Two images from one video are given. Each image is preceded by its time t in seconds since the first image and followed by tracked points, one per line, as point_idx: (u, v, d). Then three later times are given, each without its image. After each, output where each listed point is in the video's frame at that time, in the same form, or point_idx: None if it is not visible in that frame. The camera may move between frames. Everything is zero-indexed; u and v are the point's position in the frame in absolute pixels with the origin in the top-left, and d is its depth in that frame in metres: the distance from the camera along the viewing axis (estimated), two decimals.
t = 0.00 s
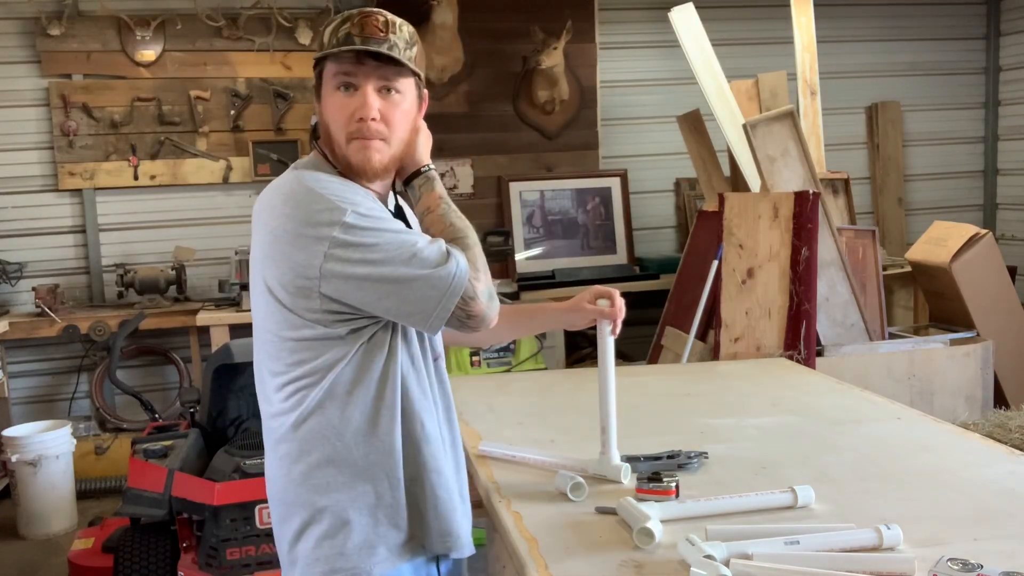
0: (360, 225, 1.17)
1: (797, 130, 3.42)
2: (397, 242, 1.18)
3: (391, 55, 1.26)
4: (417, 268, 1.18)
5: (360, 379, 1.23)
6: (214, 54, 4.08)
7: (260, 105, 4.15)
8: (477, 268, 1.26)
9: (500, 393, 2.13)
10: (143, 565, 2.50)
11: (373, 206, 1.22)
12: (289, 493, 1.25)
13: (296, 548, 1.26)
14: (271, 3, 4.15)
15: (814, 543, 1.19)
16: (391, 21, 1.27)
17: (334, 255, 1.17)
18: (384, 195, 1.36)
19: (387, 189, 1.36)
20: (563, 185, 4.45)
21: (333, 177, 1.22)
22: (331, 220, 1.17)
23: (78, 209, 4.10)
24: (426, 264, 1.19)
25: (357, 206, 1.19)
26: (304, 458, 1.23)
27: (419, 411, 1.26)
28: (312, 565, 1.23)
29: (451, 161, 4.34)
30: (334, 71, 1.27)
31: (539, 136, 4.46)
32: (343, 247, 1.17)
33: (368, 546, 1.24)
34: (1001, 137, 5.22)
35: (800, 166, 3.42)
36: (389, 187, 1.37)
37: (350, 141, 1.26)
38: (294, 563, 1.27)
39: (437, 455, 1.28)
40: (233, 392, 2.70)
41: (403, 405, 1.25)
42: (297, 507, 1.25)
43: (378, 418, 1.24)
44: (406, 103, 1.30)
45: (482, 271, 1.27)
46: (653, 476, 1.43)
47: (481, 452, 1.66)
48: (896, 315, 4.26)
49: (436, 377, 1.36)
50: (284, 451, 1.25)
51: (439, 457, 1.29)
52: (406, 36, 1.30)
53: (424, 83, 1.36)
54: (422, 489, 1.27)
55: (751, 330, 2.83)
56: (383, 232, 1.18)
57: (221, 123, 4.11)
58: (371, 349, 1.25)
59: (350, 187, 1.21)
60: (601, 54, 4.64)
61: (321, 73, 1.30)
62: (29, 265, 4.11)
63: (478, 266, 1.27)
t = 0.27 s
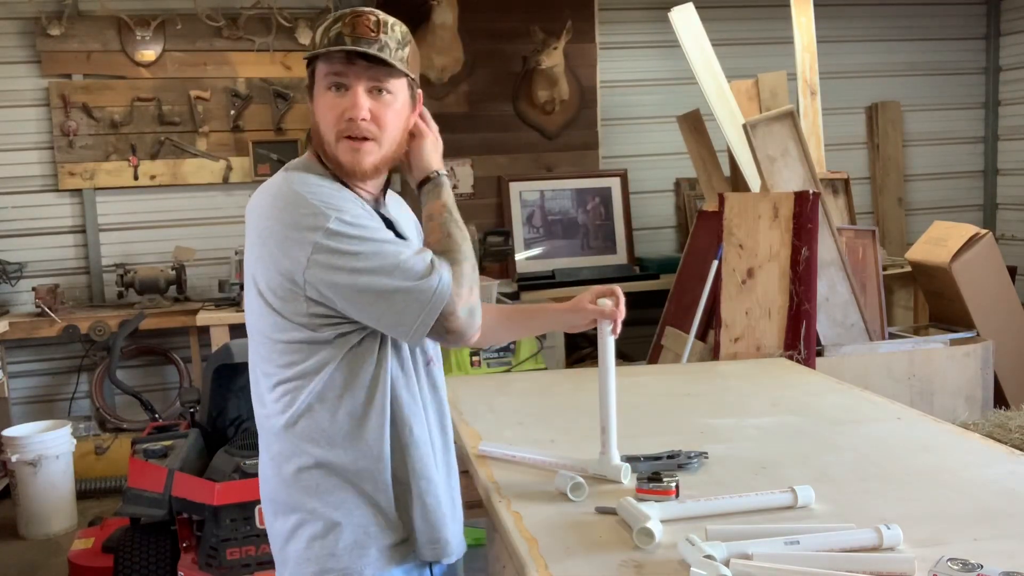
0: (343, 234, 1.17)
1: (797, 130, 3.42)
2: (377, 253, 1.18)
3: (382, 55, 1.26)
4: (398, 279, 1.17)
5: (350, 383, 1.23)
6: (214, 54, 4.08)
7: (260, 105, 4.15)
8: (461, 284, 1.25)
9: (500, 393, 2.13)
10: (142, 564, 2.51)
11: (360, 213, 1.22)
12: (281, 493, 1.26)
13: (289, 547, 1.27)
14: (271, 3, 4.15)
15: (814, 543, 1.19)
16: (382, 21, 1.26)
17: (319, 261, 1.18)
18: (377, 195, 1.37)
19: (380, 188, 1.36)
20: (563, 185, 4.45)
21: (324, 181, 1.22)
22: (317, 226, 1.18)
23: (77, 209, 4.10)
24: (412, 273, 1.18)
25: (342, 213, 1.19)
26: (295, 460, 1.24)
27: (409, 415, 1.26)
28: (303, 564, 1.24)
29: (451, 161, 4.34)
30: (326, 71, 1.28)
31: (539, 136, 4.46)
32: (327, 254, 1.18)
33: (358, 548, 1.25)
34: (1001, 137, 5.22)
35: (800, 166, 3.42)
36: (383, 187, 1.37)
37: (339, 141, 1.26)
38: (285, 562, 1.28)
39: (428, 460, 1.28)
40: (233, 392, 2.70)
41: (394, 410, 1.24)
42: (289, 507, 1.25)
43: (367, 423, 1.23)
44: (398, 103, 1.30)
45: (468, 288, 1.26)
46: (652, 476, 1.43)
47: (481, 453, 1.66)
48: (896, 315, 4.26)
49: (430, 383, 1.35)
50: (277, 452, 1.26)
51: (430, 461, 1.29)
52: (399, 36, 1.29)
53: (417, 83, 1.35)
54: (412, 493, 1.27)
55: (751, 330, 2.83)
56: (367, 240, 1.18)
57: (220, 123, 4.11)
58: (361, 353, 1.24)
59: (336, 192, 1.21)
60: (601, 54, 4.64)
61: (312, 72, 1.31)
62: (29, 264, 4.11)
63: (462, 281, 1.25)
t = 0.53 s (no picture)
0: (294, 282, 1.11)
1: (797, 130, 3.42)
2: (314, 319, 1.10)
3: (389, 51, 1.26)
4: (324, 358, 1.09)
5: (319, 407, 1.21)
6: (214, 54, 4.08)
7: (260, 105, 4.15)
8: (394, 394, 1.09)
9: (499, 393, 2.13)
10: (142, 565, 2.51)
11: (323, 251, 1.15)
12: (277, 495, 1.27)
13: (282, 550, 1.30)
14: (271, 2, 4.15)
15: (814, 543, 1.19)
16: (387, 18, 1.27)
17: (271, 300, 1.13)
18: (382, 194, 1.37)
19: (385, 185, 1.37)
20: (563, 185, 4.45)
21: (298, 202, 1.17)
22: (274, 261, 1.13)
23: (77, 209, 4.10)
24: (336, 358, 1.10)
25: (291, 259, 1.13)
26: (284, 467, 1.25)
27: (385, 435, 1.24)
28: (299, 565, 1.25)
29: (451, 161, 4.34)
30: (332, 68, 1.27)
31: (540, 136, 4.46)
32: (277, 297, 1.12)
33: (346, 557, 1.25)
34: (1000, 137, 5.22)
35: (800, 166, 3.42)
36: (387, 188, 1.37)
37: (348, 139, 1.26)
38: (281, 562, 1.29)
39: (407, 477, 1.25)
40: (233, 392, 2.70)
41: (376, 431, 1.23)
42: (285, 509, 1.26)
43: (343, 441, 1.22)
44: (403, 99, 1.31)
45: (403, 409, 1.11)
46: (653, 476, 1.43)
47: (480, 453, 1.66)
48: (896, 315, 4.26)
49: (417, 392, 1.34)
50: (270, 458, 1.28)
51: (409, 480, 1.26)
52: (404, 31, 1.30)
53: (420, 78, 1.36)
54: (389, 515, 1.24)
55: (751, 330, 2.83)
56: (308, 300, 1.11)
57: (220, 123, 4.12)
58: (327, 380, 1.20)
59: (308, 219, 1.16)
60: (601, 54, 4.64)
61: (316, 69, 1.30)
62: (29, 264, 4.11)
63: (392, 398, 1.09)
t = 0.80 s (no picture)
0: (238, 295, 1.09)
1: (797, 130, 3.42)
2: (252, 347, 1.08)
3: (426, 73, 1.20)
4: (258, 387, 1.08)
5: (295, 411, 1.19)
6: (214, 54, 4.08)
7: (260, 105, 4.15)
8: (277, 437, 1.07)
9: (499, 393, 2.13)
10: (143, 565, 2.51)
11: (277, 262, 1.12)
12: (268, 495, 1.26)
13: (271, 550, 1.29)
14: (271, 3, 4.15)
15: (814, 543, 1.19)
16: (419, 35, 1.23)
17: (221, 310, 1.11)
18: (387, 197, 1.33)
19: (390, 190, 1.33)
20: (563, 185, 4.45)
21: (268, 205, 1.15)
22: (230, 268, 1.11)
23: (77, 209, 4.10)
24: (256, 384, 1.08)
25: (253, 275, 1.10)
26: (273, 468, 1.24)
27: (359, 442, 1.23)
28: (292, 567, 1.24)
29: (451, 161, 4.34)
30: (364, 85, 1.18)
31: (540, 136, 4.46)
32: (225, 307, 1.10)
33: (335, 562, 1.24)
34: (1000, 137, 5.22)
35: (800, 166, 3.42)
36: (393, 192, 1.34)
37: (376, 155, 1.21)
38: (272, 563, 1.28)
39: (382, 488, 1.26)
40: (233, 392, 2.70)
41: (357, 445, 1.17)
42: (275, 509, 1.25)
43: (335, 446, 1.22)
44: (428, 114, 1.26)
45: (276, 464, 1.06)
46: (652, 476, 1.43)
47: (478, 454, 1.66)
48: (896, 315, 4.26)
49: (413, 400, 1.29)
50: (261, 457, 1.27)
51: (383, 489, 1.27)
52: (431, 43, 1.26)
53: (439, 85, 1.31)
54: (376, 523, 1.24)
55: (751, 330, 2.83)
56: (239, 318, 1.08)
57: (221, 123, 4.12)
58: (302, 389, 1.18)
59: (271, 225, 1.13)
60: (601, 54, 4.64)
61: (339, 78, 1.20)
62: (29, 265, 4.11)
63: (271, 444, 1.06)
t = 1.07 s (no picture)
0: (255, 308, 1.09)
1: (797, 130, 3.42)
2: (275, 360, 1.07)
3: (416, 71, 1.20)
4: (277, 401, 1.06)
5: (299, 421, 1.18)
6: (214, 54, 4.08)
7: (260, 105, 4.15)
8: (303, 458, 1.03)
9: (499, 393, 2.13)
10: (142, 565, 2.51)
11: (289, 274, 1.12)
12: (259, 498, 1.26)
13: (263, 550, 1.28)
14: (271, 3, 4.15)
15: (814, 543, 1.19)
16: (409, 34, 1.22)
17: (233, 325, 1.11)
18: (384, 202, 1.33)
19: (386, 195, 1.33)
20: (563, 185, 4.45)
21: (271, 218, 1.15)
22: (242, 283, 1.11)
23: (77, 209, 4.10)
24: (273, 395, 1.06)
25: (266, 286, 1.10)
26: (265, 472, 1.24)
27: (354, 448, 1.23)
28: (283, 568, 1.24)
29: (451, 161, 4.34)
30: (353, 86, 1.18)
31: (540, 136, 4.46)
32: (240, 322, 1.10)
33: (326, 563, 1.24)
34: (1000, 137, 5.22)
35: (800, 166, 3.42)
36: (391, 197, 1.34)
37: (369, 158, 1.21)
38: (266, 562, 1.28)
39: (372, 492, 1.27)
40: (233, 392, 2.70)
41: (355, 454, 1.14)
42: (266, 513, 1.25)
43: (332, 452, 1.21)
44: (421, 115, 1.25)
45: (299, 490, 1.01)
46: (653, 476, 1.43)
47: (476, 455, 1.66)
48: (896, 315, 4.26)
49: (406, 407, 1.29)
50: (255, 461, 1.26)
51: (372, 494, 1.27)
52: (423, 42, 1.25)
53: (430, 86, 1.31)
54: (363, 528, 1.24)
55: (751, 330, 2.83)
56: (254, 331, 1.08)
57: (221, 123, 4.12)
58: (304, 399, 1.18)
59: (279, 238, 1.13)
60: (601, 54, 4.64)
61: (330, 80, 1.20)
62: (29, 265, 4.11)
63: (296, 467, 1.02)
